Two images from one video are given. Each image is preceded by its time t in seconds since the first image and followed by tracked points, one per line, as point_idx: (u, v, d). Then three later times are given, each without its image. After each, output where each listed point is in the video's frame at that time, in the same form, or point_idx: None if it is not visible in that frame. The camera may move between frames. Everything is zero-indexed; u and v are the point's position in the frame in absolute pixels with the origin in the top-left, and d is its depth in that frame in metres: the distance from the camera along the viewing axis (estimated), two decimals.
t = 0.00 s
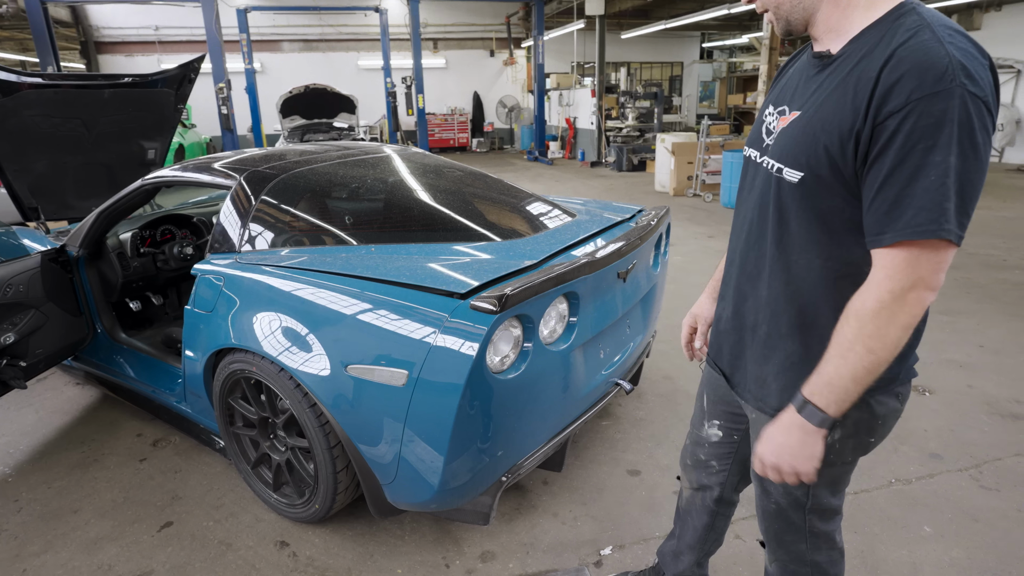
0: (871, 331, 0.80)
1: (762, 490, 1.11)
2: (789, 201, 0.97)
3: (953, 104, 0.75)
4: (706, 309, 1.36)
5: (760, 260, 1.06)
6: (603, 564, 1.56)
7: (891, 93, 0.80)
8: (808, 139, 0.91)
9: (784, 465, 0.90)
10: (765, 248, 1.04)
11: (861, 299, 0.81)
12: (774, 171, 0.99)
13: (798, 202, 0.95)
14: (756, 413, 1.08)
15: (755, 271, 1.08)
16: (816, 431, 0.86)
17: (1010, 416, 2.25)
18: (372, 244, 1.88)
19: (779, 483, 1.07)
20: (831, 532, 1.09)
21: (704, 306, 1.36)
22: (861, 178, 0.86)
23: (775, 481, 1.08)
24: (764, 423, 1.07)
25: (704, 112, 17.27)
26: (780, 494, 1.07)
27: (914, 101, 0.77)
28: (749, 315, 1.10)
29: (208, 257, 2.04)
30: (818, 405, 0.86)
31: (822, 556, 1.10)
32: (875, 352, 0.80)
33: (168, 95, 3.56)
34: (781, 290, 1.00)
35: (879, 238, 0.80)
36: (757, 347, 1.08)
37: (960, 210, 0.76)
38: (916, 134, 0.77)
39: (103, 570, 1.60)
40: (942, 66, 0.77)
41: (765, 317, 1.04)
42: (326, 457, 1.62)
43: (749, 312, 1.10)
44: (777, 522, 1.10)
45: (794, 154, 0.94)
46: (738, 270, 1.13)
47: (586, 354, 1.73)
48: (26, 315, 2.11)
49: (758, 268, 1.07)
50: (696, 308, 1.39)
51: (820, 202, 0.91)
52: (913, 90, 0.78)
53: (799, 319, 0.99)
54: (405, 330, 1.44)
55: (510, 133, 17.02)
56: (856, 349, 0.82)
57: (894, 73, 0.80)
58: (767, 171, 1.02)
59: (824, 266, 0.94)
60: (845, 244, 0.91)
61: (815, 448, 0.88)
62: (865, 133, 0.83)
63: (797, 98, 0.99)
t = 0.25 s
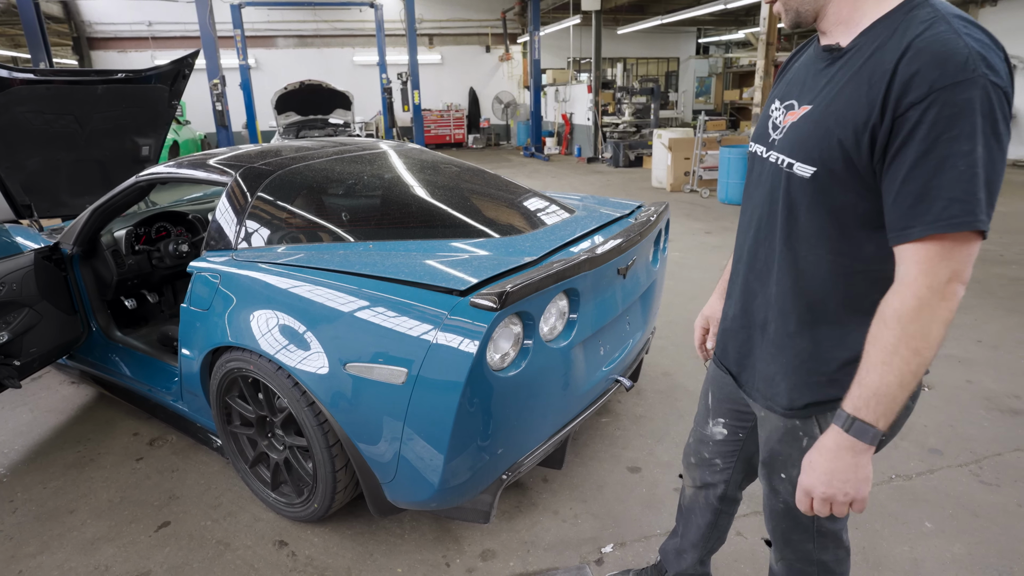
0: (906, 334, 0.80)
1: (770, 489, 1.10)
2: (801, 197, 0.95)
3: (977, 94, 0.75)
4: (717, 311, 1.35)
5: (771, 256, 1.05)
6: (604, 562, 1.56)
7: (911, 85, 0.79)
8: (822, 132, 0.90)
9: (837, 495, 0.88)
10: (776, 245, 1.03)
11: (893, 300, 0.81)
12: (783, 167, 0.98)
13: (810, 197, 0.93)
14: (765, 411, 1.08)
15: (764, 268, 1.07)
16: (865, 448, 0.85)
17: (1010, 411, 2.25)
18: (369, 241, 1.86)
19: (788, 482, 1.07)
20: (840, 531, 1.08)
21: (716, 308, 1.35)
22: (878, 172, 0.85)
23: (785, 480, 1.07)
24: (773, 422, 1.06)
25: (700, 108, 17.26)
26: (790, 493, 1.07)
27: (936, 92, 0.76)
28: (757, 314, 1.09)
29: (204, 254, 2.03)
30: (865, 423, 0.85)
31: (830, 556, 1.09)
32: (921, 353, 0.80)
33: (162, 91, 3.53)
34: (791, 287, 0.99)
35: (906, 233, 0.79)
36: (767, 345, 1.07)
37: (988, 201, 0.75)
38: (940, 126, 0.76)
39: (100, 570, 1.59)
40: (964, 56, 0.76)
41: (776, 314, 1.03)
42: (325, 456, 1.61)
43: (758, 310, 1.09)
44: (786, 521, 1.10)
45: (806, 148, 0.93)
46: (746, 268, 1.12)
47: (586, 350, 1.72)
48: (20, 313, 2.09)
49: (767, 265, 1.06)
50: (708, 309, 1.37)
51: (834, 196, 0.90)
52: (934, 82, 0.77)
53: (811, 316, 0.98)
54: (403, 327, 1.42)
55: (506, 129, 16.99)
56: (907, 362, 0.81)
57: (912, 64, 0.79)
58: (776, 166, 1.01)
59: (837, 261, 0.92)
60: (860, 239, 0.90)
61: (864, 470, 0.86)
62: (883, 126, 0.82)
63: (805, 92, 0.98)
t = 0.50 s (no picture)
0: (917, 326, 0.80)
1: (780, 493, 1.09)
2: (814, 194, 0.94)
3: (1002, 91, 0.74)
4: (711, 307, 1.35)
5: (780, 255, 1.03)
6: (607, 563, 1.55)
7: (936, 80, 0.78)
8: (839, 128, 0.89)
9: (832, 478, 0.88)
10: (786, 244, 1.01)
11: (904, 295, 0.81)
12: (797, 164, 0.96)
13: (825, 195, 0.92)
14: (773, 415, 1.07)
15: (774, 267, 1.05)
16: (862, 435, 0.85)
17: (1014, 410, 2.24)
18: (371, 241, 1.86)
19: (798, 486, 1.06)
20: (849, 534, 1.08)
21: (708, 304, 1.35)
22: (897, 168, 0.84)
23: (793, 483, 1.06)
24: (783, 425, 1.05)
25: (702, 106, 17.23)
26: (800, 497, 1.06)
27: (962, 88, 0.76)
28: (766, 314, 1.08)
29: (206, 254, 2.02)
30: (867, 410, 0.84)
31: (838, 559, 1.09)
32: (928, 348, 0.80)
33: (163, 91, 3.52)
34: (802, 287, 0.98)
35: (923, 229, 0.79)
36: (777, 346, 1.05)
37: (1009, 198, 0.75)
38: (964, 121, 0.75)
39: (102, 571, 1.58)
40: (986, 54, 0.76)
41: (787, 315, 1.02)
42: (327, 456, 1.60)
43: (766, 311, 1.08)
44: (795, 525, 1.09)
45: (822, 144, 0.92)
46: (754, 267, 1.10)
47: (589, 350, 1.71)
48: (21, 314, 2.08)
49: (777, 263, 1.05)
50: (699, 306, 1.37)
51: (849, 193, 0.89)
52: (960, 77, 0.76)
53: (823, 317, 0.96)
54: (405, 327, 1.42)
55: (508, 128, 16.96)
56: (907, 352, 0.81)
57: (936, 59, 0.79)
58: (787, 163, 0.99)
59: (850, 258, 0.91)
60: (874, 238, 0.89)
61: (857, 453, 0.86)
62: (904, 120, 0.81)
63: (818, 90, 0.97)
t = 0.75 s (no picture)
0: (917, 315, 0.80)
1: (780, 500, 1.09)
2: (814, 189, 0.93)
3: (1000, 81, 0.75)
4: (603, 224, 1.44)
5: (779, 253, 1.02)
6: (603, 565, 1.55)
7: (938, 71, 0.79)
8: (839, 121, 0.89)
9: (820, 459, 0.91)
10: (785, 243, 1.00)
11: (903, 283, 0.81)
12: (796, 159, 0.95)
13: (827, 188, 0.91)
14: (772, 421, 1.07)
15: (773, 268, 1.04)
16: (852, 419, 0.87)
17: (1010, 411, 2.25)
18: (368, 243, 1.85)
19: (798, 492, 1.06)
20: (847, 536, 1.08)
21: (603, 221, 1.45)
22: (899, 161, 0.84)
23: (795, 490, 1.06)
24: (783, 429, 1.05)
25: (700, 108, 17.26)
26: (800, 503, 1.06)
27: (963, 77, 0.76)
28: (764, 317, 1.07)
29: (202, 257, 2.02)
30: (856, 395, 0.86)
31: (836, 562, 1.09)
32: (923, 335, 0.80)
33: (160, 93, 3.52)
34: (805, 283, 0.97)
35: (926, 218, 0.79)
36: (776, 349, 1.05)
37: (1010, 186, 0.75)
38: (966, 110, 0.76)
39: None
40: (982, 49, 0.77)
41: (789, 315, 1.01)
42: (322, 460, 1.60)
43: (765, 313, 1.07)
44: (795, 531, 1.09)
45: (822, 138, 0.91)
46: (751, 269, 1.09)
47: (585, 353, 1.71)
48: (17, 317, 2.08)
49: (775, 264, 1.03)
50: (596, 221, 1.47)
51: (849, 188, 0.89)
52: (961, 67, 0.77)
53: (824, 316, 0.96)
54: (401, 330, 1.42)
55: (506, 130, 16.98)
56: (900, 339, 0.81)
57: (937, 50, 0.80)
58: (784, 160, 0.98)
59: (850, 254, 0.91)
60: (874, 232, 0.89)
61: (843, 434, 0.88)
62: (907, 113, 0.82)
63: (813, 87, 0.97)
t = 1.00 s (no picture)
0: (936, 318, 0.80)
1: (774, 501, 1.10)
2: (815, 191, 0.93)
3: (1001, 89, 0.77)
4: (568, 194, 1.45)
5: (774, 254, 1.02)
6: (599, 567, 1.56)
7: (943, 77, 0.80)
8: (841, 123, 0.89)
9: (854, 474, 0.87)
10: (781, 243, 1.00)
11: (918, 285, 0.81)
12: (794, 161, 0.95)
13: (828, 192, 0.91)
14: (767, 423, 1.07)
15: (767, 269, 1.04)
16: (884, 427, 0.84)
17: (1005, 413, 2.25)
18: (365, 245, 1.86)
19: (795, 493, 1.07)
20: (838, 534, 1.10)
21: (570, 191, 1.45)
22: (901, 164, 0.85)
23: (792, 491, 1.07)
24: (780, 432, 1.05)
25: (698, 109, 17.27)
26: (794, 503, 1.07)
27: (968, 84, 0.78)
28: (757, 320, 1.07)
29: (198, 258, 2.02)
30: (890, 401, 0.83)
31: (829, 560, 1.10)
32: (944, 337, 0.80)
33: (158, 95, 3.52)
34: (804, 285, 0.97)
35: (936, 221, 0.80)
36: (771, 353, 1.05)
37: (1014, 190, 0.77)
38: (971, 116, 0.77)
39: None
40: (981, 58, 0.79)
41: (786, 317, 1.01)
42: (318, 461, 1.60)
43: (758, 315, 1.07)
44: (789, 532, 1.10)
45: (823, 140, 0.91)
46: (743, 271, 1.08)
47: (581, 354, 1.72)
48: (13, 318, 2.08)
49: (769, 266, 1.03)
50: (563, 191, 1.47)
51: (851, 190, 0.89)
52: (965, 74, 0.78)
53: (821, 319, 0.97)
54: (398, 331, 1.42)
55: (504, 132, 17.01)
56: (923, 344, 0.80)
57: (938, 57, 0.81)
58: (780, 161, 0.98)
59: (849, 256, 0.92)
60: (872, 234, 0.90)
61: (875, 445, 0.85)
62: (911, 118, 0.82)
63: (806, 89, 0.97)
